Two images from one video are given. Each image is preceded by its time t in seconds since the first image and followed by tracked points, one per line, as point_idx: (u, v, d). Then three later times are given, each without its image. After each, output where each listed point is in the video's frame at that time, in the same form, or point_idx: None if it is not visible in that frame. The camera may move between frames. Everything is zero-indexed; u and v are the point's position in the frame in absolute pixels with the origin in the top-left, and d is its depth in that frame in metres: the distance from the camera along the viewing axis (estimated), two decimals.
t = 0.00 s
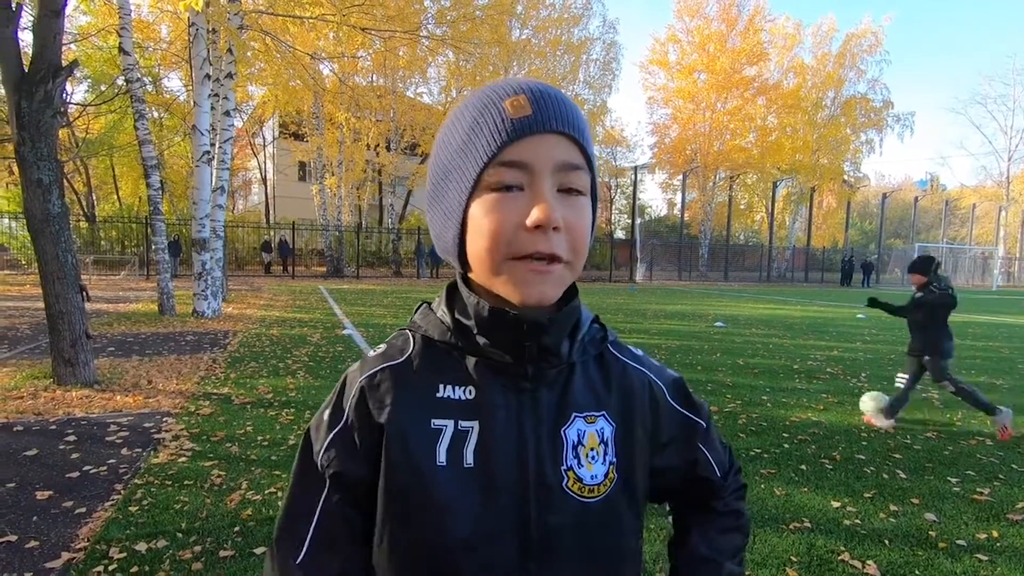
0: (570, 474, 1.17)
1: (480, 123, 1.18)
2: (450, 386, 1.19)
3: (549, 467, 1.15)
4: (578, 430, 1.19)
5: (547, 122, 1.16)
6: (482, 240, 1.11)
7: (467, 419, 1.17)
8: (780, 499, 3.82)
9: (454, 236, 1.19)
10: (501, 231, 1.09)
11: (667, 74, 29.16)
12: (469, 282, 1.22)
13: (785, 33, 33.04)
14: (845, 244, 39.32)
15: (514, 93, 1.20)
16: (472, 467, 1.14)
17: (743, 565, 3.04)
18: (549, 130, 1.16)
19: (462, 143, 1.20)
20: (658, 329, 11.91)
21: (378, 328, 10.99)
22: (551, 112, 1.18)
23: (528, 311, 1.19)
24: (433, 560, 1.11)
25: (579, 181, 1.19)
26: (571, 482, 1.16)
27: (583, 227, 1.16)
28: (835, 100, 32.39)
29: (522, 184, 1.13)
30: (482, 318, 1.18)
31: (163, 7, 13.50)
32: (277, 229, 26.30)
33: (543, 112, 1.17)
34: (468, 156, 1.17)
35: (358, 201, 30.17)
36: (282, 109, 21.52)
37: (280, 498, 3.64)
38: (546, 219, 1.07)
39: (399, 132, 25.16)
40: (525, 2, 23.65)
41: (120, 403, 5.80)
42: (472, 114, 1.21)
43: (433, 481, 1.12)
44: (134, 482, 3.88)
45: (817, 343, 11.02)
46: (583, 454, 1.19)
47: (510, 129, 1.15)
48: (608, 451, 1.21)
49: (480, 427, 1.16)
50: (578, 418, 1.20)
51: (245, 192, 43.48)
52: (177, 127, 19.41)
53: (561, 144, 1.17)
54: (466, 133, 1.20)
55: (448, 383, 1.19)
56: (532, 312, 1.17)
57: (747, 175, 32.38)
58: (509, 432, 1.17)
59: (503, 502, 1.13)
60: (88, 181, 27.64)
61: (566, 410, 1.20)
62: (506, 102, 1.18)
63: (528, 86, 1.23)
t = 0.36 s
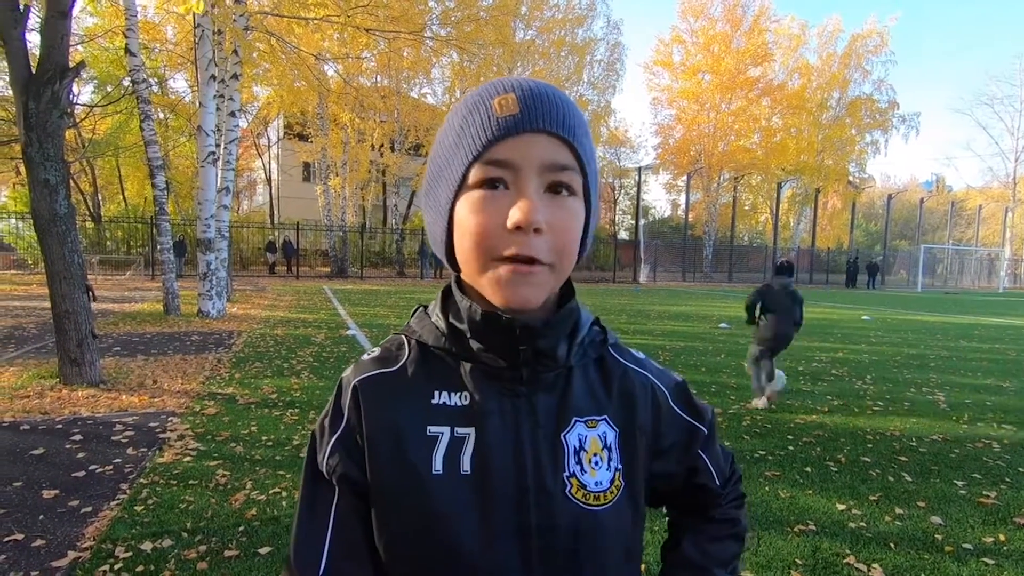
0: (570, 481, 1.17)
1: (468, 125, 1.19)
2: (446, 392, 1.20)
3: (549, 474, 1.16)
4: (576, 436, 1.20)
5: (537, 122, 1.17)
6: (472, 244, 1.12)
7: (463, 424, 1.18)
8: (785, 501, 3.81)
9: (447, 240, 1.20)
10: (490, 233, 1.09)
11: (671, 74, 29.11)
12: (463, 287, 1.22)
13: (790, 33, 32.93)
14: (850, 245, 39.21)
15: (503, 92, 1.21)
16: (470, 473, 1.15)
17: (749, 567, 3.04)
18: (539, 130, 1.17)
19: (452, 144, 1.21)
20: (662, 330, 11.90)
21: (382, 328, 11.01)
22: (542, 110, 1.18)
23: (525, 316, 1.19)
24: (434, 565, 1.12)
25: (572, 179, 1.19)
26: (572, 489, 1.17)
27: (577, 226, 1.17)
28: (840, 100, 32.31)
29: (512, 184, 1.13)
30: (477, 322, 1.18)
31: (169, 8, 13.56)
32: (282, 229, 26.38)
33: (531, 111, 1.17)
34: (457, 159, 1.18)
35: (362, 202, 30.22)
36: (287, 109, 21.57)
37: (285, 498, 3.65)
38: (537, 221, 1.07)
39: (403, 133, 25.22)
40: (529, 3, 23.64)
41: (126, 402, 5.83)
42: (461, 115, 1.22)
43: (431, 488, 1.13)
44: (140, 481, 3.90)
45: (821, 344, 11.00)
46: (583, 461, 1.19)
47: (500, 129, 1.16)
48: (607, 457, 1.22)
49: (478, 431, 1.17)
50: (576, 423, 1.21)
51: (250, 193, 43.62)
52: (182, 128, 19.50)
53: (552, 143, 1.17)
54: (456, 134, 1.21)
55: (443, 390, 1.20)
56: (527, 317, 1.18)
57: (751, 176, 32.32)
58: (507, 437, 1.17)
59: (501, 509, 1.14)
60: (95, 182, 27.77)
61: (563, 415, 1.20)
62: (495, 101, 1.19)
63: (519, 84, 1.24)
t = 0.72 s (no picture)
0: (583, 491, 1.19)
1: (486, 128, 1.20)
2: (460, 397, 1.21)
3: (563, 483, 1.18)
4: (591, 445, 1.22)
5: (556, 125, 1.18)
6: (492, 249, 1.12)
7: (478, 431, 1.19)
8: (791, 506, 3.80)
9: (463, 244, 1.21)
10: (513, 239, 1.10)
11: (676, 77, 29.06)
12: (478, 292, 1.23)
13: (795, 35, 32.86)
14: (856, 248, 39.06)
15: (519, 96, 1.22)
16: (483, 479, 1.16)
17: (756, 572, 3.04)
18: (557, 134, 1.18)
19: (469, 149, 1.22)
20: (666, 333, 11.90)
21: (387, 330, 11.03)
22: (560, 114, 1.19)
23: (543, 323, 1.20)
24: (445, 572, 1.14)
25: (590, 183, 1.20)
26: (584, 499, 1.19)
27: (594, 232, 1.17)
28: (846, 103, 32.23)
29: (532, 189, 1.14)
30: (495, 329, 1.19)
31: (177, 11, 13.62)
32: (287, 231, 26.45)
33: (549, 115, 1.19)
34: (475, 161, 1.19)
35: (367, 203, 30.27)
36: (293, 112, 21.66)
37: (290, 499, 3.67)
38: (558, 224, 1.08)
39: (408, 135, 25.27)
40: (534, 5, 23.68)
41: (132, 403, 5.86)
42: (478, 117, 1.23)
43: (446, 496, 1.15)
44: (147, 481, 3.92)
45: (827, 348, 10.96)
46: (597, 471, 1.21)
47: (518, 134, 1.17)
48: (619, 467, 1.24)
49: (492, 439, 1.18)
50: (591, 432, 1.22)
51: (255, 195, 43.79)
52: (189, 130, 19.59)
53: (569, 146, 1.19)
54: (473, 138, 1.22)
55: (458, 395, 1.21)
56: (544, 323, 1.18)
57: (757, 178, 32.26)
58: (522, 444, 1.18)
59: (514, 518, 1.15)
60: (101, 184, 27.93)
61: (579, 423, 1.21)
62: (511, 105, 1.20)
63: (536, 87, 1.25)
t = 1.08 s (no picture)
0: (601, 491, 1.19)
1: (491, 137, 1.20)
2: (473, 399, 1.21)
3: (580, 482, 1.17)
4: (608, 445, 1.22)
5: (560, 132, 1.18)
6: (503, 255, 1.12)
7: (490, 433, 1.18)
8: (796, 510, 3.79)
9: (472, 254, 1.21)
10: (521, 245, 1.10)
11: (680, 79, 29.04)
12: (490, 296, 1.23)
13: (799, 38, 32.81)
14: (860, 251, 38.96)
15: (522, 106, 1.22)
16: (498, 481, 1.16)
17: None
18: (562, 140, 1.18)
19: (475, 156, 1.22)
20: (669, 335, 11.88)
21: (390, 332, 11.05)
22: (563, 121, 1.19)
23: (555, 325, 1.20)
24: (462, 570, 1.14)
25: (597, 188, 1.20)
26: (602, 499, 1.19)
27: (604, 236, 1.17)
28: (851, 105, 32.15)
29: (540, 197, 1.14)
30: (506, 332, 1.19)
31: (183, 14, 13.68)
32: (290, 233, 26.52)
33: (554, 123, 1.19)
34: (482, 170, 1.19)
35: (370, 205, 30.32)
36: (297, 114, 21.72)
37: (293, 502, 3.67)
38: (567, 230, 1.08)
39: (411, 137, 25.31)
40: (538, 7, 23.70)
41: (136, 404, 5.87)
42: (482, 127, 1.24)
43: (460, 496, 1.15)
44: (151, 483, 3.93)
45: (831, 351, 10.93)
46: (615, 471, 1.21)
47: (524, 142, 1.16)
48: (636, 467, 1.23)
49: (506, 440, 1.18)
50: (608, 433, 1.22)
51: (259, 197, 43.92)
52: (194, 132, 19.65)
53: (574, 153, 1.19)
54: (479, 146, 1.22)
55: (470, 398, 1.21)
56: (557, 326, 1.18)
57: (760, 180, 32.23)
58: (537, 446, 1.18)
59: (529, 519, 1.14)
60: (106, 185, 28.04)
61: (595, 424, 1.21)
62: (514, 116, 1.20)
63: (539, 96, 1.25)
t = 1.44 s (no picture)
0: (597, 499, 1.17)
1: (488, 132, 1.20)
2: (465, 404, 1.20)
3: (576, 486, 1.16)
4: (605, 451, 1.20)
5: (558, 127, 1.17)
6: (496, 254, 1.12)
7: (484, 437, 1.18)
8: (796, 511, 3.79)
9: (471, 248, 1.21)
10: (512, 242, 1.09)
11: (681, 79, 29.02)
12: (488, 298, 1.22)
13: (800, 39, 32.81)
14: (861, 252, 38.90)
15: (520, 99, 1.21)
16: (488, 488, 1.14)
17: None
18: (560, 135, 1.17)
19: (473, 152, 1.22)
20: (670, 335, 11.87)
21: (390, 332, 11.04)
22: (561, 116, 1.18)
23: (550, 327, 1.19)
24: None
25: (598, 183, 1.18)
26: (599, 506, 1.17)
27: (603, 231, 1.16)
28: (851, 105, 32.13)
29: (534, 193, 1.13)
30: (502, 333, 1.19)
31: (183, 14, 13.70)
32: (291, 233, 26.52)
33: (552, 115, 1.18)
34: (480, 164, 1.19)
35: (370, 206, 30.33)
36: (298, 114, 21.72)
37: (293, 502, 3.66)
38: (558, 227, 1.07)
39: (412, 137, 25.31)
40: (538, 8, 23.71)
41: (136, 404, 5.86)
42: (482, 123, 1.23)
43: (452, 499, 1.14)
44: (150, 483, 3.92)
45: (831, 352, 10.91)
46: (611, 478, 1.19)
47: (519, 136, 1.16)
48: (634, 474, 1.22)
49: (499, 445, 1.17)
50: (606, 438, 1.20)
51: (260, 198, 43.97)
52: (194, 132, 19.66)
53: (575, 147, 1.18)
54: (477, 143, 1.22)
55: (463, 401, 1.21)
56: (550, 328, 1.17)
57: (761, 181, 32.22)
58: (529, 450, 1.17)
59: (521, 524, 1.13)
60: (107, 185, 28.05)
61: (591, 428, 1.20)
62: (512, 108, 1.20)
63: (539, 88, 1.24)
